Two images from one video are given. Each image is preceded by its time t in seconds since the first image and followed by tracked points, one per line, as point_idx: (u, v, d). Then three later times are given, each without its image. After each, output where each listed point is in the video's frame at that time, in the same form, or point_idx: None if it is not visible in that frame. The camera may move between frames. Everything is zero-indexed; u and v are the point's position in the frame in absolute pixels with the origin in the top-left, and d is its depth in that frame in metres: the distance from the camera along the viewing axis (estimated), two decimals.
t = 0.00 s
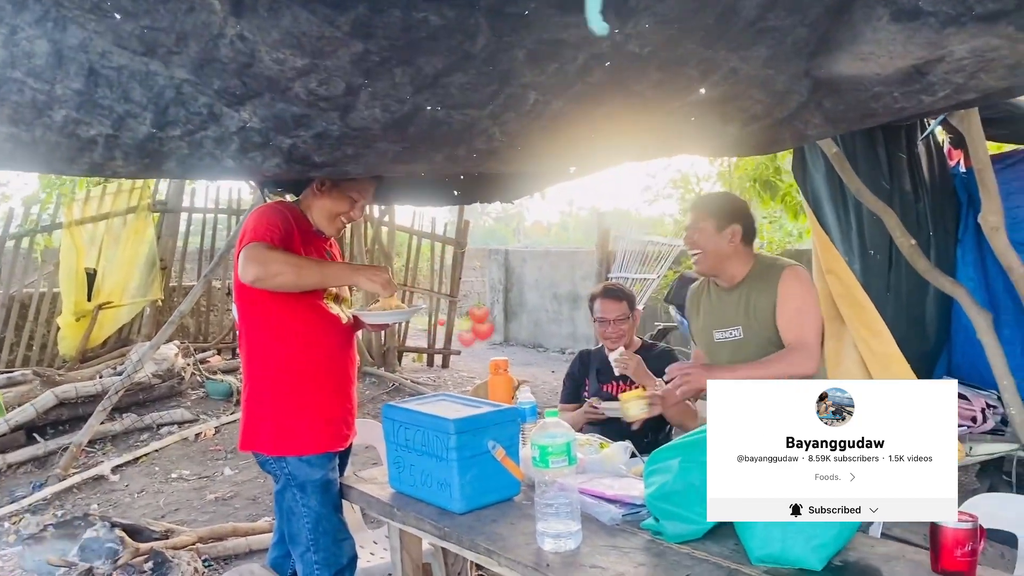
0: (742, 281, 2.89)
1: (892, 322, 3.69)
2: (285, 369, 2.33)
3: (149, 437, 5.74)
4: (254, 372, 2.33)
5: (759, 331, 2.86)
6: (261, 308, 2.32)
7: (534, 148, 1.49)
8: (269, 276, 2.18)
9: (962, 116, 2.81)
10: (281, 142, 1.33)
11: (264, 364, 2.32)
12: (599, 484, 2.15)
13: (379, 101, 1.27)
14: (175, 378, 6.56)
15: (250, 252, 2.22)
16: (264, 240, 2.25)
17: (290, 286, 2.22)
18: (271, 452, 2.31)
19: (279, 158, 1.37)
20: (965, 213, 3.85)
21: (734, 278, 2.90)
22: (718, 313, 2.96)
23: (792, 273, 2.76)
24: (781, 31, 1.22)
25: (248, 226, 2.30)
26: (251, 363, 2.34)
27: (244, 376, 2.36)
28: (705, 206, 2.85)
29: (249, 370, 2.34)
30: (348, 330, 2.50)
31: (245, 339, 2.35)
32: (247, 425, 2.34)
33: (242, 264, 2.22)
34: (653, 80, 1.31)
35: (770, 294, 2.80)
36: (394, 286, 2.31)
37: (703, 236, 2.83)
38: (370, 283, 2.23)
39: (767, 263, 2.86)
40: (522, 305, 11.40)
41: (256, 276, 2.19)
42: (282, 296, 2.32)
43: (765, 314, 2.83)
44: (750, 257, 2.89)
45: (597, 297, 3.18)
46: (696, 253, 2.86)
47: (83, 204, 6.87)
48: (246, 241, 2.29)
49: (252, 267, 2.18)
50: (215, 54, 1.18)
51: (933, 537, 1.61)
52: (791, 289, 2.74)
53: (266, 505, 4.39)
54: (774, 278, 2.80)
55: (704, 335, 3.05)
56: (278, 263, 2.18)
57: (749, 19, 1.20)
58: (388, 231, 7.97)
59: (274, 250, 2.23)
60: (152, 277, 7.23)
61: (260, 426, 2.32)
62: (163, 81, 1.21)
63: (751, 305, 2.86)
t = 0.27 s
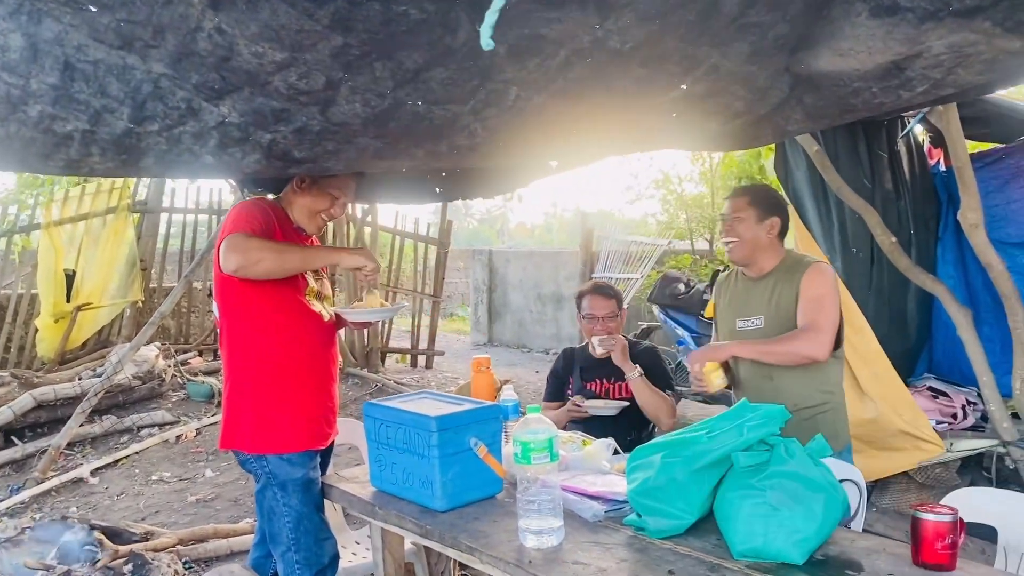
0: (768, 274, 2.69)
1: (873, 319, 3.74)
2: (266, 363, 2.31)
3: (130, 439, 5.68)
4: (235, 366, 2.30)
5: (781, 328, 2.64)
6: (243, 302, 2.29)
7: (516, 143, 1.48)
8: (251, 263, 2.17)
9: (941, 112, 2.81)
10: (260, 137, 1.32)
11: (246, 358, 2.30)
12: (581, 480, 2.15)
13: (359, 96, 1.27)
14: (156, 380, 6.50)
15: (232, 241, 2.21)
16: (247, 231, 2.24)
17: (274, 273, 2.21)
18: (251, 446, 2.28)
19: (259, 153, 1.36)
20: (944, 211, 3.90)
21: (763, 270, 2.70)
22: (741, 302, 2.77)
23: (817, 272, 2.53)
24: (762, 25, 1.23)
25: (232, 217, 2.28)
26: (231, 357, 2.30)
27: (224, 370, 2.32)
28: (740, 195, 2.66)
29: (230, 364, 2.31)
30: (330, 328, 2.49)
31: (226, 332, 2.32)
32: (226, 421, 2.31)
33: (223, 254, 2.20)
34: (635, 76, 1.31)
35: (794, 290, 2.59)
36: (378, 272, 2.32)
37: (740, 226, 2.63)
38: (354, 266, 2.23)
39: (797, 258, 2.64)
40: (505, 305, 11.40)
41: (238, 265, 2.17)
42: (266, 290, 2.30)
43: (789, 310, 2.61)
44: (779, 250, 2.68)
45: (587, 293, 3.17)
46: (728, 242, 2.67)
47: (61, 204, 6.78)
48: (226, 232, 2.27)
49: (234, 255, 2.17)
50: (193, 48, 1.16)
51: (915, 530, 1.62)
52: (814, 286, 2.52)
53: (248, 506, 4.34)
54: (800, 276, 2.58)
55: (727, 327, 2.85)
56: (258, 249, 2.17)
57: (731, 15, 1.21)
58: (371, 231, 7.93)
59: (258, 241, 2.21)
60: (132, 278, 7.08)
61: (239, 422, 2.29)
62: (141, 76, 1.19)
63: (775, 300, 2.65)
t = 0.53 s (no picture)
0: (776, 268, 2.78)
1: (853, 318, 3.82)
2: (249, 365, 2.28)
3: (109, 444, 5.61)
4: (217, 367, 2.27)
5: (786, 321, 2.72)
6: (226, 302, 2.27)
7: (499, 142, 1.48)
8: (240, 263, 2.16)
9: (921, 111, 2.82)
10: (239, 136, 1.31)
11: (228, 359, 2.27)
12: (565, 482, 2.14)
13: (340, 94, 1.26)
14: (137, 384, 6.43)
15: (220, 239, 2.19)
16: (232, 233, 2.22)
17: (262, 274, 2.19)
18: (232, 449, 2.25)
19: (238, 152, 1.34)
20: (925, 212, 3.90)
21: (772, 265, 2.79)
22: (748, 296, 2.85)
23: (824, 268, 2.61)
24: (743, 23, 1.24)
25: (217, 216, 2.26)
26: (213, 358, 2.28)
27: (205, 371, 2.29)
28: (758, 190, 2.75)
29: (211, 366, 2.28)
30: (313, 330, 2.48)
31: (208, 333, 2.29)
32: (205, 423, 2.28)
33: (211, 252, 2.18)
34: (617, 74, 1.31)
35: (802, 284, 2.67)
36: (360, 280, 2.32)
37: (761, 221, 2.72)
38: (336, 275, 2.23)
39: (804, 254, 2.72)
40: (490, 308, 11.39)
41: (226, 264, 2.16)
42: (251, 291, 2.28)
43: (797, 303, 2.69)
44: (786, 247, 2.77)
45: (573, 294, 3.17)
46: (747, 235, 2.75)
47: (40, 206, 6.69)
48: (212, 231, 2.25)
49: (222, 253, 2.15)
50: (171, 45, 1.15)
51: (897, 529, 1.63)
52: (821, 280, 2.60)
53: (229, 511, 4.30)
54: (806, 271, 2.66)
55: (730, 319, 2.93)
56: (247, 250, 2.16)
57: (711, 12, 1.22)
58: (354, 234, 7.88)
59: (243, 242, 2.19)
60: (112, 280, 7.00)
61: (220, 424, 2.26)
62: (118, 73, 1.18)
63: (781, 294, 2.73)
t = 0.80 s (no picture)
0: (769, 273, 2.80)
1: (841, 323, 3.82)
2: (237, 373, 2.26)
3: (95, 452, 5.55)
4: (204, 375, 2.24)
5: (783, 325, 2.74)
6: (215, 310, 2.25)
7: (487, 149, 1.47)
8: (213, 279, 2.11)
9: (907, 119, 2.84)
10: (226, 142, 1.30)
11: (216, 367, 2.25)
12: (554, 490, 2.14)
13: (327, 99, 1.25)
14: (123, 391, 6.37)
15: (197, 252, 2.16)
16: (216, 243, 2.20)
17: (235, 290, 2.15)
18: (220, 460, 2.23)
19: (225, 158, 1.33)
20: (911, 217, 3.97)
21: (766, 269, 2.80)
22: (740, 300, 2.86)
23: (821, 272, 2.66)
24: (730, 28, 1.24)
25: (202, 225, 2.24)
26: (200, 366, 2.25)
27: (193, 379, 2.27)
28: (754, 195, 2.77)
29: (198, 373, 2.26)
30: (301, 338, 2.46)
31: (195, 340, 2.27)
32: (192, 431, 2.25)
33: (185, 266, 2.15)
34: (605, 80, 1.31)
35: (799, 288, 2.70)
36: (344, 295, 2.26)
37: (758, 225, 2.74)
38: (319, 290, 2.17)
39: (798, 259, 2.76)
40: (478, 313, 11.38)
41: (198, 280, 2.12)
42: (239, 299, 2.26)
43: (794, 307, 2.71)
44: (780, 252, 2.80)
45: (565, 297, 3.17)
46: (744, 240, 2.76)
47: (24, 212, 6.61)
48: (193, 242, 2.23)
49: (195, 269, 2.12)
50: (157, 51, 1.13)
51: (886, 536, 1.63)
52: (820, 284, 2.64)
53: (217, 519, 4.26)
54: (802, 275, 2.69)
55: (724, 325, 2.93)
56: (221, 265, 2.12)
57: (699, 16, 1.22)
58: (341, 240, 7.85)
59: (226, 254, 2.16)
60: (97, 287, 7.02)
61: (207, 433, 2.23)
62: (103, 79, 1.17)
63: (778, 297, 2.75)
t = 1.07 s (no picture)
0: (759, 280, 2.80)
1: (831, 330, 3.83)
2: (228, 383, 2.24)
3: (82, 461, 5.49)
4: (195, 385, 2.22)
5: (773, 333, 2.74)
6: (206, 319, 2.23)
7: (479, 156, 1.47)
8: (197, 290, 2.08)
9: (897, 128, 2.85)
10: (216, 148, 1.28)
11: (207, 377, 2.22)
12: (547, 500, 2.12)
13: (319, 104, 1.24)
14: (111, 400, 6.31)
15: (181, 263, 2.12)
16: (204, 252, 2.17)
17: (220, 301, 2.12)
18: (210, 471, 2.20)
19: (215, 164, 1.32)
20: (901, 223, 3.98)
21: (756, 278, 2.80)
22: (730, 309, 2.85)
23: (813, 280, 2.67)
24: (724, 36, 1.24)
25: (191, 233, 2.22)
26: (191, 376, 2.23)
27: (183, 389, 2.24)
28: (745, 203, 2.78)
29: (189, 383, 2.23)
30: (294, 348, 2.44)
31: (186, 350, 2.24)
32: (183, 442, 2.23)
33: (169, 277, 2.11)
34: (599, 86, 1.31)
35: (789, 296, 2.70)
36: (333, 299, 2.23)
37: (748, 233, 2.75)
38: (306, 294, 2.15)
39: (787, 267, 2.77)
40: (468, 319, 11.37)
41: (182, 292, 2.08)
42: (226, 309, 2.23)
43: (784, 316, 2.71)
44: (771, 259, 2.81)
45: (557, 305, 3.16)
46: (735, 247, 2.76)
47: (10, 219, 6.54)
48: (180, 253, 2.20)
49: (178, 281, 2.08)
50: (146, 55, 1.12)
51: (881, 545, 1.62)
52: (812, 292, 2.65)
53: (206, 529, 4.22)
54: (793, 283, 2.70)
55: (713, 334, 2.92)
56: (205, 276, 2.09)
57: (693, 23, 1.21)
58: (331, 246, 7.82)
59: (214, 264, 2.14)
60: (85, 295, 6.93)
61: (198, 443, 2.21)
62: (91, 84, 1.15)
63: (769, 305, 2.74)
